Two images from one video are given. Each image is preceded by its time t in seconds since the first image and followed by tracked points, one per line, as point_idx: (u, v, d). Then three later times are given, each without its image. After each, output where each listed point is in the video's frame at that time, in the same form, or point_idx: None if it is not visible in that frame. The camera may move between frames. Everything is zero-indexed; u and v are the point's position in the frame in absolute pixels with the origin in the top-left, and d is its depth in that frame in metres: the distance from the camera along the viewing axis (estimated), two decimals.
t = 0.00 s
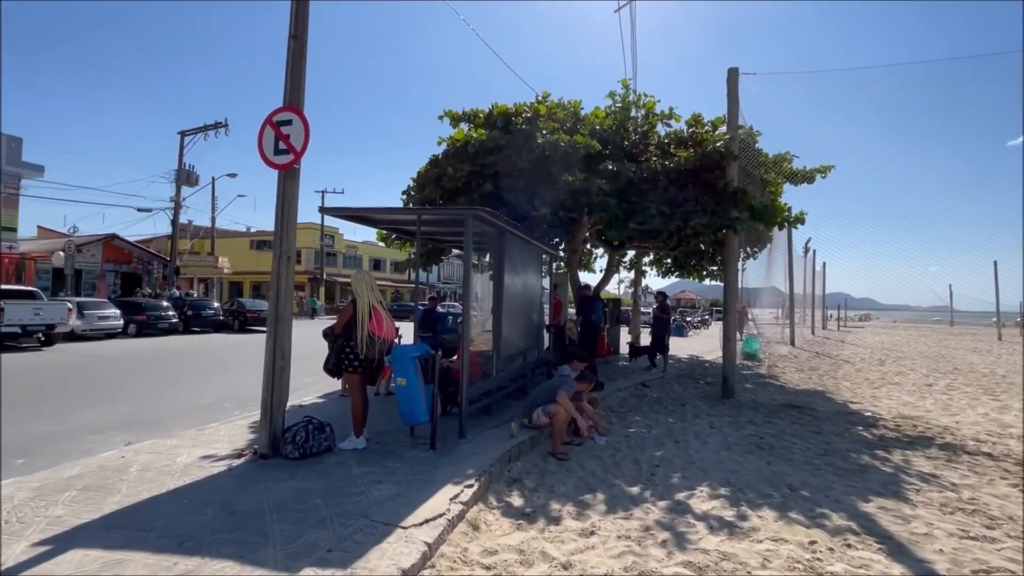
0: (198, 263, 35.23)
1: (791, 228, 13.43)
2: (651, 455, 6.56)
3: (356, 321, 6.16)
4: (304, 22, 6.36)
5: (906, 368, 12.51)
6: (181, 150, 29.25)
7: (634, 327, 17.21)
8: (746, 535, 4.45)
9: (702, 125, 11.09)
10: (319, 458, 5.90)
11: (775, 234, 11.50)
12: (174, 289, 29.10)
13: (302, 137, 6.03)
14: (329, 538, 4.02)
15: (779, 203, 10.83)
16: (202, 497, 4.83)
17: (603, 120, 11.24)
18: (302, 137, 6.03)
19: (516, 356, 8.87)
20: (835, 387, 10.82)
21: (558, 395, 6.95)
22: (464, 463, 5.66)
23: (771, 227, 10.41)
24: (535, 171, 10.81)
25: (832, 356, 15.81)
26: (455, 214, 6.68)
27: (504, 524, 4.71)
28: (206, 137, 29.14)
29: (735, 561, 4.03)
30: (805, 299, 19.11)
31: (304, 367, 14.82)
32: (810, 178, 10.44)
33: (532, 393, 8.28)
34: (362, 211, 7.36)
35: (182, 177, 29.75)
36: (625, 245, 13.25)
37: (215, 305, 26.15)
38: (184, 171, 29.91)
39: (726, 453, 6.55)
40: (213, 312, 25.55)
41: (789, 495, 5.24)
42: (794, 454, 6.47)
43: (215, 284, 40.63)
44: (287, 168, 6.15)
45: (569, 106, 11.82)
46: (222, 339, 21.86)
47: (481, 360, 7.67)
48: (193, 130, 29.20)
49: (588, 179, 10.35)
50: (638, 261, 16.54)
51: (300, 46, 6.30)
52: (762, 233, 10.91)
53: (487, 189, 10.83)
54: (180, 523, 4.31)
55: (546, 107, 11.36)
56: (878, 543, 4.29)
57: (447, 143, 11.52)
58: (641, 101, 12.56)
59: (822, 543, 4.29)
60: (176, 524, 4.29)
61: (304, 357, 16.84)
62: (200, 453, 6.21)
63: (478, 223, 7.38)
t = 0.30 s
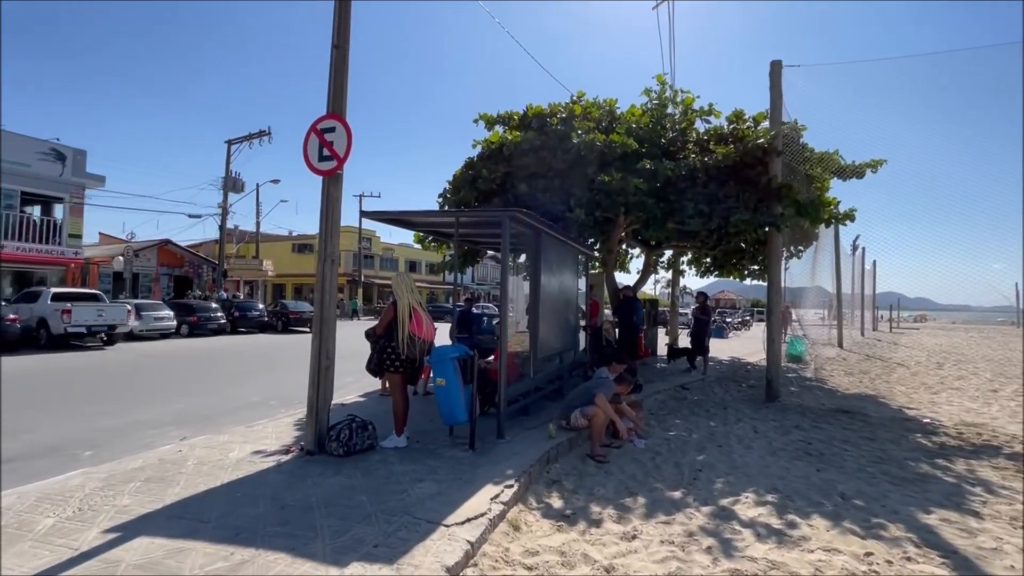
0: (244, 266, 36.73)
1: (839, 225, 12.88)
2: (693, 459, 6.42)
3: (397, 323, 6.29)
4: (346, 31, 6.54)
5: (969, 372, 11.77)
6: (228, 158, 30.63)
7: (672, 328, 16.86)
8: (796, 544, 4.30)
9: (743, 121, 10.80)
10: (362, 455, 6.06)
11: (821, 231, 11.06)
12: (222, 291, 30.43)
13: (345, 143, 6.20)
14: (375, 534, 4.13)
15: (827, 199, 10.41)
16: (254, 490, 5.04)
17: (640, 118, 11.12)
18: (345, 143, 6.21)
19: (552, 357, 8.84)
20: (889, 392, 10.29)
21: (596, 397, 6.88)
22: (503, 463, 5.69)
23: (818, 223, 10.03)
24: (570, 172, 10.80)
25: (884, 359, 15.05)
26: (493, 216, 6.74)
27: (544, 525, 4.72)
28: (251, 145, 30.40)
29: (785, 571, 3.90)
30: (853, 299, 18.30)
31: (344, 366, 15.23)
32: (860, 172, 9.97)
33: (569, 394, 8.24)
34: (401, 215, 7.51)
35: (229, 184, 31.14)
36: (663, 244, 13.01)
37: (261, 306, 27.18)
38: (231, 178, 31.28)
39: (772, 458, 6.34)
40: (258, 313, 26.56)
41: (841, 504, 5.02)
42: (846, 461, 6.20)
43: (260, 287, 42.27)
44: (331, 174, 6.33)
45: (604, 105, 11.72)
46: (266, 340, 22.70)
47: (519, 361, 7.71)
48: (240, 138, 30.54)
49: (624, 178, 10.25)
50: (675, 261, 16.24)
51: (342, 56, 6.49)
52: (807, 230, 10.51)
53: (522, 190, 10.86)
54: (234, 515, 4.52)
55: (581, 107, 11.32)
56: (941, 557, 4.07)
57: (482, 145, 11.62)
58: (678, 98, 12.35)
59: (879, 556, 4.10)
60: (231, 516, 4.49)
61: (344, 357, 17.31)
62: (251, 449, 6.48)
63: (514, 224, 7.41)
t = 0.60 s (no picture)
0: (285, 268, 37.96)
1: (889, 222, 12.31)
2: (735, 464, 6.26)
3: (435, 323, 6.37)
4: (385, 38, 6.68)
5: None
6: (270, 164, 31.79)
7: (710, 329, 16.47)
8: (849, 555, 4.12)
9: (785, 115, 10.46)
10: (402, 453, 6.17)
11: (870, 228, 10.59)
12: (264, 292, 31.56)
13: (384, 147, 6.33)
14: (417, 531, 4.19)
15: (877, 194, 9.97)
16: (300, 485, 5.21)
17: (676, 115, 10.94)
18: (384, 147, 6.33)
19: (588, 358, 8.77)
20: (946, 398, 9.74)
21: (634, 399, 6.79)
22: (541, 464, 5.69)
23: (867, 220, 9.64)
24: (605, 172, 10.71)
25: (939, 362, 14.26)
26: (529, 217, 6.74)
27: (584, 527, 4.68)
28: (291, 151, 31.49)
29: None
30: (905, 299, 17.41)
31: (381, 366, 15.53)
32: (913, 165, 9.48)
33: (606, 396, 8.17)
34: (438, 217, 7.61)
35: (271, 189, 32.30)
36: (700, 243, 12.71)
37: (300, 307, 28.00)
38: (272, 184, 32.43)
39: (820, 465, 6.10)
40: (298, 314, 27.39)
41: (898, 514, 4.79)
42: (901, 469, 5.91)
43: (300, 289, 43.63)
44: (371, 177, 6.47)
45: (639, 103, 11.56)
46: (307, 340, 23.40)
47: (556, 362, 7.69)
48: (280, 144, 31.69)
49: (661, 177, 10.06)
50: (713, 260, 15.86)
51: (381, 62, 6.63)
52: (855, 227, 10.09)
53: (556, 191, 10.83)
54: (283, 508, 4.68)
55: (616, 106, 11.22)
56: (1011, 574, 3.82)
57: (516, 147, 11.64)
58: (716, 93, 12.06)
59: (941, 570, 3.88)
60: (280, 509, 4.65)
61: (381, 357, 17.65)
62: (296, 445, 6.69)
63: (551, 225, 7.40)
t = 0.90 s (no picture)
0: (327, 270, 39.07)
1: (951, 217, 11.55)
2: (787, 471, 5.99)
3: (475, 323, 6.38)
4: (425, 41, 6.76)
5: None
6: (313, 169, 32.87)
7: (754, 331, 15.90)
8: (917, 571, 3.86)
9: (837, 106, 9.99)
10: (443, 453, 6.22)
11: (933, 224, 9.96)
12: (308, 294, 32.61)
13: (425, 150, 6.40)
14: (461, 531, 4.20)
15: (938, 188, 9.38)
16: (347, 482, 5.32)
17: (719, 110, 10.66)
18: (425, 149, 6.41)
19: (629, 360, 8.61)
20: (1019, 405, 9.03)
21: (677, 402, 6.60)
22: (583, 466, 5.61)
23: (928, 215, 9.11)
24: (645, 170, 10.54)
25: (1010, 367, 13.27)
26: (569, 216, 6.67)
27: (629, 532, 4.58)
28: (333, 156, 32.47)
29: None
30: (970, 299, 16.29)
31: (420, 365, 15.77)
32: (980, 156, 8.85)
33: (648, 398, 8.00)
34: (478, 218, 7.65)
35: (313, 194, 33.40)
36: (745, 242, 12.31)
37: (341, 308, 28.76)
38: (315, 188, 33.52)
39: (880, 475, 5.76)
40: (340, 314, 28.13)
41: (970, 530, 4.46)
42: (972, 481, 5.51)
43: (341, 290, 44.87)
44: (412, 180, 6.56)
45: (679, 98, 11.31)
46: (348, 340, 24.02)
47: (596, 363, 7.58)
48: (323, 150, 32.74)
49: (704, 173, 9.77)
50: (758, 259, 15.33)
51: (421, 65, 6.72)
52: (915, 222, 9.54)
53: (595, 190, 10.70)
54: (330, 504, 4.78)
55: (655, 102, 11.02)
56: None
57: (553, 146, 11.57)
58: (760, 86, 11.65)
59: None
60: (327, 505, 4.76)
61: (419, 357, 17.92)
62: (340, 442, 6.86)
63: (590, 224, 7.30)
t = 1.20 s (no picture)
0: (365, 273, 39.98)
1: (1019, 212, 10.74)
2: (836, 481, 5.71)
3: (508, 325, 6.38)
4: (459, 45, 6.82)
5: None
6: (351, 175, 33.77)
7: (799, 333, 15.27)
8: None
9: (889, 97, 9.49)
10: (478, 454, 6.24)
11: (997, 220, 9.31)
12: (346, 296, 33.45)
13: (459, 152, 6.44)
14: (496, 533, 4.19)
15: (1004, 181, 8.76)
16: (383, 480, 5.41)
17: (760, 105, 10.34)
18: (459, 152, 6.45)
19: (666, 363, 8.43)
20: None
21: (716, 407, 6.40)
22: (620, 471, 5.51)
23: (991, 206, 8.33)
24: (682, 168, 10.31)
25: None
26: (603, 217, 6.59)
27: (667, 539, 4.47)
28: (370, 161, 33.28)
29: None
30: None
31: (455, 366, 15.92)
32: None
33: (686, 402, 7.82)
34: (512, 219, 7.64)
35: (352, 199, 34.29)
36: (789, 241, 11.86)
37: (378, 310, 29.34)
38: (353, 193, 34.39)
39: (940, 487, 5.42)
40: (376, 316, 28.71)
41: None
42: None
43: (378, 292, 45.84)
44: (447, 183, 6.62)
45: (718, 94, 11.03)
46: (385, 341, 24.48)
47: (632, 365, 7.46)
48: (360, 155, 33.61)
49: (744, 170, 9.50)
50: (802, 259, 14.74)
51: (455, 69, 6.78)
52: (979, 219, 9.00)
53: (630, 190, 10.52)
54: (368, 502, 4.87)
55: (692, 99, 10.78)
56: None
57: (587, 146, 11.45)
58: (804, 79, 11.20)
59: None
60: (365, 503, 4.85)
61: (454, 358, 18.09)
62: (377, 442, 6.98)
63: (626, 225, 7.19)
